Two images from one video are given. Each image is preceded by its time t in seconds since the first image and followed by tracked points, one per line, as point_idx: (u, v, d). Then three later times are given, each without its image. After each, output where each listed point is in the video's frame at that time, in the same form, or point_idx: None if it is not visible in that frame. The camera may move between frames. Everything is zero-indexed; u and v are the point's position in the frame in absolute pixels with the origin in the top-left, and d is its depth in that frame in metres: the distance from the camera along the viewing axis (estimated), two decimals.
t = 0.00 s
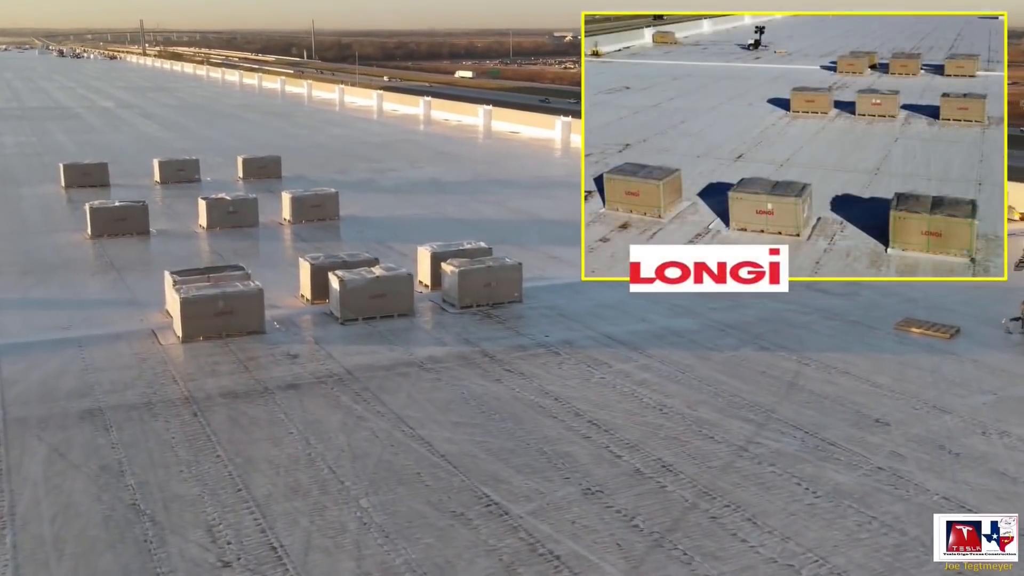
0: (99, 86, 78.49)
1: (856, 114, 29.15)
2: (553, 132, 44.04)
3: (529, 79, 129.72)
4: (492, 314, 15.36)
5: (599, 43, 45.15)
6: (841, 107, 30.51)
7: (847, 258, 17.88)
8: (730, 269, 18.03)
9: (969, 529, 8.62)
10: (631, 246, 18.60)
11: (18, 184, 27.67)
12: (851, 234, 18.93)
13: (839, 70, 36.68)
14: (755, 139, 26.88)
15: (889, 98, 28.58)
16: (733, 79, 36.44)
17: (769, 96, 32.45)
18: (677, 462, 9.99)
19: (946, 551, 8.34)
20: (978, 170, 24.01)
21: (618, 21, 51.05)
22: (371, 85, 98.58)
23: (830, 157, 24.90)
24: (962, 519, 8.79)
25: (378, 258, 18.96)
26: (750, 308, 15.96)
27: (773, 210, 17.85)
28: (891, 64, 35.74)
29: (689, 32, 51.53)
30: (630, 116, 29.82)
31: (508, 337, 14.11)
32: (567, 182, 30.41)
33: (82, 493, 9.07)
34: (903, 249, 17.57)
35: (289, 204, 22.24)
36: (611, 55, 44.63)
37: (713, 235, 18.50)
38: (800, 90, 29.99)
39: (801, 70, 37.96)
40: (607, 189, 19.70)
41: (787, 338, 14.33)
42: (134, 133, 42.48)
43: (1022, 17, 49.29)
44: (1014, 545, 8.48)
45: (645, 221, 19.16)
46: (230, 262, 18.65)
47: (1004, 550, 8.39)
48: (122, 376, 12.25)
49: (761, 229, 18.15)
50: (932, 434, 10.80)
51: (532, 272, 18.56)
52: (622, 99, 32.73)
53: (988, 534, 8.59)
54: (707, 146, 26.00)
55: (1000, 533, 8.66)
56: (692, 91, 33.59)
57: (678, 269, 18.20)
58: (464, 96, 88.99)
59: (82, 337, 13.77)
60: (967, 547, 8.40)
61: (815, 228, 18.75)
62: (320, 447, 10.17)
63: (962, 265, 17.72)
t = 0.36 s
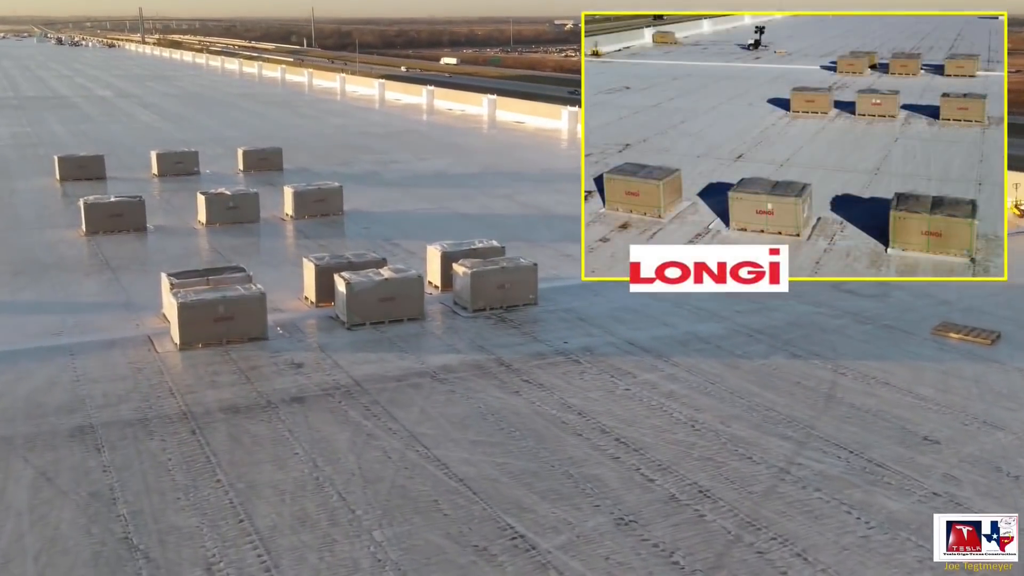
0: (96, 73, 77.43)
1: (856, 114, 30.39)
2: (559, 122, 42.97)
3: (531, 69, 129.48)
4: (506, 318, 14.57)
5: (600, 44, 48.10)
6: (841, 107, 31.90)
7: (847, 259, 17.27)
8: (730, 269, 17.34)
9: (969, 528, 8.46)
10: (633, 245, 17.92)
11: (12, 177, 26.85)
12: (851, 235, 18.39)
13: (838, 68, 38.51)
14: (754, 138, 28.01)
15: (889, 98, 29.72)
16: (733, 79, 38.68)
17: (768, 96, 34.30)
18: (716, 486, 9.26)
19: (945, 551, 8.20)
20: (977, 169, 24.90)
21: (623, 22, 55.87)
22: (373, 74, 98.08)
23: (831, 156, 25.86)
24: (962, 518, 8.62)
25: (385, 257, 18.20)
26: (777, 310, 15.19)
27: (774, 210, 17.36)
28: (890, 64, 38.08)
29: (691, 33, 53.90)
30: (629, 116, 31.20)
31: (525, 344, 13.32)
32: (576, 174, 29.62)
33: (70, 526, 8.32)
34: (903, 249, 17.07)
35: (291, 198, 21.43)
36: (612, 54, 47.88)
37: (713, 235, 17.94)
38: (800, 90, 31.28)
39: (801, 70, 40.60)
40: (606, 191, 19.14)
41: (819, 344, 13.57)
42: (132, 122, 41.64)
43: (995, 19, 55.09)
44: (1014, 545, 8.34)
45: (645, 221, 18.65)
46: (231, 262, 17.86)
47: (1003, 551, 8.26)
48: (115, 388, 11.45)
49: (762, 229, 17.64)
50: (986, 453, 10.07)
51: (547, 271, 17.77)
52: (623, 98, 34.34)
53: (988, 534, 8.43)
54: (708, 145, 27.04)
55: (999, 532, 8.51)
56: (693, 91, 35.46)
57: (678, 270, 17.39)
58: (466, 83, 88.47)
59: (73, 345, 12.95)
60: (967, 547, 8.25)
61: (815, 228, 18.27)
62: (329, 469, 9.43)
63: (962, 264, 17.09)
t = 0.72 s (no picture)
0: (96, 66, 76.39)
1: (856, 114, 30.62)
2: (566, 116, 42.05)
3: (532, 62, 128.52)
4: (524, 327, 13.75)
5: (599, 43, 47.34)
6: (841, 107, 31.95)
7: (846, 258, 17.27)
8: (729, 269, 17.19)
9: (969, 528, 8.34)
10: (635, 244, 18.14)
11: (4, 174, 25.97)
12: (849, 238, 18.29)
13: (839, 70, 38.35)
14: (754, 138, 28.18)
15: (889, 98, 30.00)
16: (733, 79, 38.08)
17: (768, 96, 34.01)
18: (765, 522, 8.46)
19: (945, 551, 8.08)
20: (977, 169, 25.15)
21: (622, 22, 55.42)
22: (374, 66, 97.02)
23: (830, 157, 26.02)
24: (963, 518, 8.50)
25: (394, 259, 17.37)
26: (809, 319, 14.38)
27: (773, 210, 17.73)
28: (891, 64, 38.03)
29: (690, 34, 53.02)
30: (628, 116, 30.97)
31: (546, 358, 12.49)
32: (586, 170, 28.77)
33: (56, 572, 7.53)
34: (904, 247, 17.01)
35: (294, 196, 20.62)
36: (611, 54, 47.05)
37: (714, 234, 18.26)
38: (800, 90, 31.32)
39: (802, 70, 40.03)
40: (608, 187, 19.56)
41: (857, 356, 12.77)
42: (130, 116, 40.76)
43: (995, 19, 55.35)
44: (1014, 545, 8.21)
45: (646, 221, 19.03)
46: (232, 266, 17.04)
47: (1004, 551, 8.14)
48: (108, 408, 10.63)
49: (762, 229, 17.98)
50: None
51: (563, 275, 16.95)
52: (623, 98, 34.18)
53: (988, 534, 8.32)
54: (708, 146, 27.23)
55: (1000, 532, 8.38)
56: (693, 91, 35.11)
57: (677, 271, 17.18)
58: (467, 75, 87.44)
59: (64, 359, 12.13)
60: (966, 547, 8.13)
61: (813, 230, 18.53)
62: (340, 502, 8.65)
63: (962, 265, 16.78)
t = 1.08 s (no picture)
0: (96, 66, 75.65)
1: (856, 114, 29.91)
2: (570, 117, 41.53)
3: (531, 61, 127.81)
4: (541, 343, 13.06)
5: (599, 44, 46.67)
6: (841, 107, 31.25)
7: (846, 258, 17.15)
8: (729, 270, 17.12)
9: (969, 528, 8.36)
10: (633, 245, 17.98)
11: None
12: (850, 235, 18.23)
13: (839, 70, 37.83)
14: (754, 139, 27.49)
15: (889, 98, 29.31)
16: (733, 79, 37.40)
17: (768, 97, 33.21)
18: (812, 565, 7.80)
19: (946, 551, 8.09)
20: (978, 170, 24.56)
21: (622, 22, 54.82)
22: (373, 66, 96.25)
23: (830, 157, 25.45)
24: (963, 518, 8.52)
25: (401, 270, 16.67)
26: (839, 334, 13.69)
27: (773, 210, 17.49)
28: (891, 65, 37.40)
29: (691, 33, 52.37)
30: (629, 116, 30.28)
31: (565, 378, 11.79)
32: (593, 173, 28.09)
33: None
34: (903, 248, 16.93)
35: (297, 203, 19.95)
36: (611, 54, 46.38)
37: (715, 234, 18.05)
38: (800, 90, 30.60)
39: (801, 70, 39.36)
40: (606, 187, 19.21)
41: (892, 374, 12.09)
42: (129, 117, 40.07)
43: (994, 19, 54.76)
44: (1013, 545, 8.25)
45: (645, 221, 18.76)
46: (232, 276, 16.33)
47: (1004, 551, 8.18)
48: (100, 435, 9.93)
49: (762, 230, 17.75)
50: None
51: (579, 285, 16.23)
52: (623, 98, 33.48)
53: (988, 534, 8.34)
54: (708, 146, 26.56)
55: (999, 533, 8.41)
56: (693, 91, 34.37)
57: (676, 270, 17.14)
58: (467, 74, 86.71)
59: (54, 379, 11.43)
60: (967, 546, 8.15)
61: (813, 228, 18.38)
62: (349, 543, 7.98)
63: (962, 265, 16.71)
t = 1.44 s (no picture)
0: (93, 66, 74.78)
1: (856, 114, 29.07)
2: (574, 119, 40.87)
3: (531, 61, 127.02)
4: (562, 365, 12.26)
5: (599, 44, 45.85)
6: (841, 107, 30.42)
7: (846, 258, 17.44)
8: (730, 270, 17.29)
9: (969, 528, 8.33)
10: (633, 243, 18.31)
11: None
12: (851, 236, 18.56)
13: (839, 70, 37.03)
14: (754, 139, 26.69)
15: (889, 98, 28.50)
16: (732, 79, 36.60)
17: (768, 97, 32.37)
18: None
19: (946, 551, 8.07)
20: (977, 170, 23.76)
21: (622, 22, 54.00)
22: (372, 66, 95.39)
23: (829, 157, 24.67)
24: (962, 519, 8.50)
25: (410, 283, 15.87)
26: (877, 353, 12.89)
27: (773, 209, 17.84)
28: (890, 64, 36.58)
29: (691, 33, 51.58)
30: (629, 116, 29.47)
31: (591, 405, 10.99)
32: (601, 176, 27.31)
33: None
34: (903, 248, 17.15)
35: (299, 210, 19.17)
36: (611, 54, 45.58)
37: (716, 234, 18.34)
38: (801, 90, 29.79)
39: (801, 70, 38.55)
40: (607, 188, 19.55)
41: (936, 398, 11.31)
42: (127, 119, 39.26)
43: (995, 18, 54.01)
44: (1014, 545, 8.21)
45: (645, 221, 19.13)
46: (233, 288, 15.51)
47: (1004, 550, 8.13)
48: (90, 472, 9.13)
49: (762, 229, 18.09)
50: None
51: (597, 298, 15.42)
52: (623, 98, 32.66)
53: (988, 534, 8.31)
54: (707, 146, 25.80)
55: (999, 532, 8.38)
56: (693, 91, 33.55)
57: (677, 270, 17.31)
58: (467, 74, 85.86)
59: (42, 406, 10.62)
60: (967, 547, 8.12)
61: (813, 229, 18.74)
62: None
63: (962, 265, 16.87)
